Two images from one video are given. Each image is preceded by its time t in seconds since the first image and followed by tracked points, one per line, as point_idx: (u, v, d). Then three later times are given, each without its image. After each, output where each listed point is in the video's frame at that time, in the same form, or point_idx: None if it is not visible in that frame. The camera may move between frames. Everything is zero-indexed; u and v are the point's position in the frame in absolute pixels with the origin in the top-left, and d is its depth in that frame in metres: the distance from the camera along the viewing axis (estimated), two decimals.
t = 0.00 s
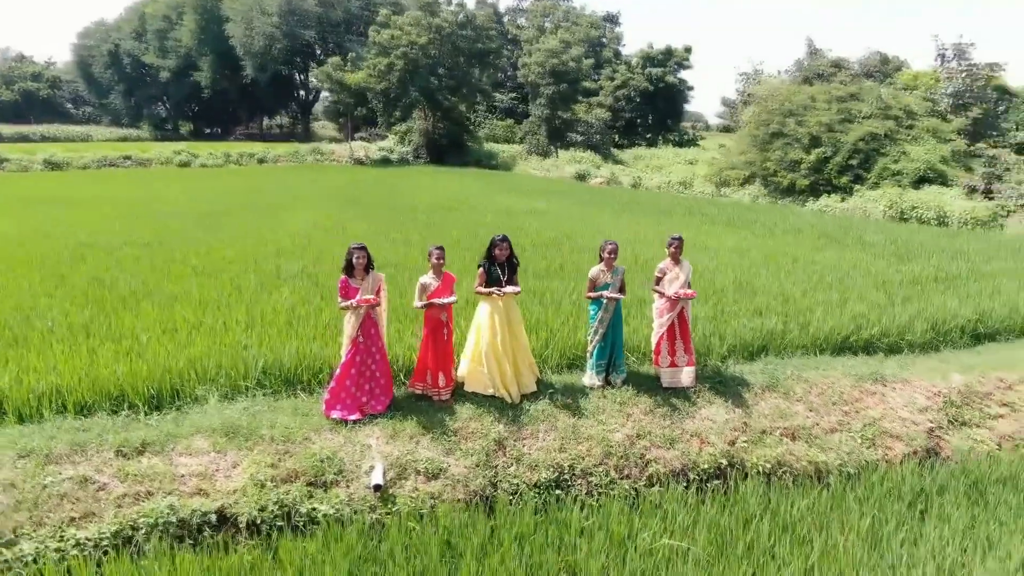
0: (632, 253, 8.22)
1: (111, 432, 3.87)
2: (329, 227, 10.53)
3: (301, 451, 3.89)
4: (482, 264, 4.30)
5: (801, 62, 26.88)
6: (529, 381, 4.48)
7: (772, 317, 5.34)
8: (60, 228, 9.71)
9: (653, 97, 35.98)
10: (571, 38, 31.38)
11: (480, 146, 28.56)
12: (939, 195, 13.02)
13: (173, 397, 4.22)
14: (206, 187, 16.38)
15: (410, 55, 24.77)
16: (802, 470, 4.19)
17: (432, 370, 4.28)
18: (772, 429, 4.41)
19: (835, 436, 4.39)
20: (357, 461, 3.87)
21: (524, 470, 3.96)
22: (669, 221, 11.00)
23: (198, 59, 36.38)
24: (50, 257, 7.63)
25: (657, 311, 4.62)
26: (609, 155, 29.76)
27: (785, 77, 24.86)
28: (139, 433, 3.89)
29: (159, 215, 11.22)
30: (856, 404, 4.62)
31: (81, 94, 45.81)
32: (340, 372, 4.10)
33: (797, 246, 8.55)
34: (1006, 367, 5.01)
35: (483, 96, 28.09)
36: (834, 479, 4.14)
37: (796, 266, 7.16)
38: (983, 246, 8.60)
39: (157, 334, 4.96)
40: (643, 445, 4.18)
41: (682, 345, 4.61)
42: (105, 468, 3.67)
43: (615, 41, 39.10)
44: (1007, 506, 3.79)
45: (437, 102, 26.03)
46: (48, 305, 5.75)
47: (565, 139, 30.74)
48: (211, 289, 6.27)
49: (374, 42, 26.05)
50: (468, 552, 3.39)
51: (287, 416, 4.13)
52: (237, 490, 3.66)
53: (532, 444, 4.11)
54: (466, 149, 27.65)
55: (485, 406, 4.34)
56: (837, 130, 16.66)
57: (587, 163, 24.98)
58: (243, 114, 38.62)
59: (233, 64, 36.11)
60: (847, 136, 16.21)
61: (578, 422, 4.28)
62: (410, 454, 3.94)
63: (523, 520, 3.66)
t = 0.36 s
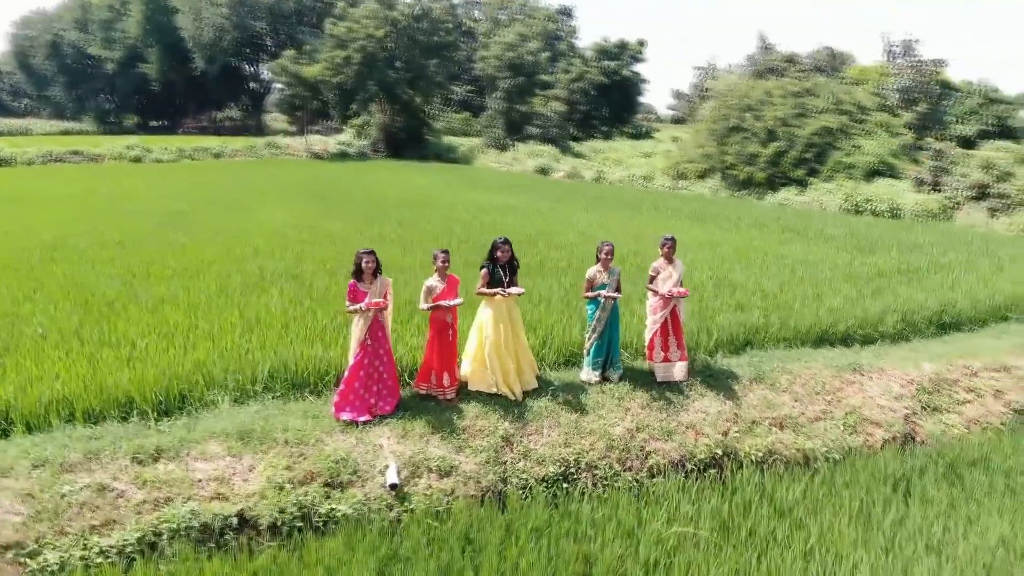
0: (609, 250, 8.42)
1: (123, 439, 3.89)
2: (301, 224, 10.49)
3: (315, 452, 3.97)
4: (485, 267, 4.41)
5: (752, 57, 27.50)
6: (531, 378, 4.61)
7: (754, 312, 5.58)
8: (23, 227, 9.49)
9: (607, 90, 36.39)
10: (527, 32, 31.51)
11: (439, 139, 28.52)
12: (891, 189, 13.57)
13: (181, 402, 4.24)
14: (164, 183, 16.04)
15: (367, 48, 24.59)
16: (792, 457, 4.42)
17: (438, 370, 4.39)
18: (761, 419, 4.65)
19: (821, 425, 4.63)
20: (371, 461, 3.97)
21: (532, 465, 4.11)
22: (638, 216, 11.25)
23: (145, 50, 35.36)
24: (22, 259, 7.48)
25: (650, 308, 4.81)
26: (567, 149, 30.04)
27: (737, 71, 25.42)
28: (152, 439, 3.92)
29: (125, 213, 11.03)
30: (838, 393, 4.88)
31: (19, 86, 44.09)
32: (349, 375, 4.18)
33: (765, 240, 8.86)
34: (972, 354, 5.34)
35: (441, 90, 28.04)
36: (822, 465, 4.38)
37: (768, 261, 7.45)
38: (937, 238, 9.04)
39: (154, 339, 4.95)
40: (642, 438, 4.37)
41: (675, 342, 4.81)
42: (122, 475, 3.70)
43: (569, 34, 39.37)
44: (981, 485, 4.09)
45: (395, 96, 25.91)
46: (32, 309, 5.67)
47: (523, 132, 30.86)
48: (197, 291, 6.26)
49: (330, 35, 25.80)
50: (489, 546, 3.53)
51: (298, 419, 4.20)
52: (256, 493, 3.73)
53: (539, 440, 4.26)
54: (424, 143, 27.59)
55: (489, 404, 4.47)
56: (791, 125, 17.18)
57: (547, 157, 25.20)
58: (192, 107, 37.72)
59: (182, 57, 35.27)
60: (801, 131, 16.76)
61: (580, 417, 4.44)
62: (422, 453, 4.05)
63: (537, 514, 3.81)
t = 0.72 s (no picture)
0: (585, 245, 8.60)
1: (138, 445, 3.91)
2: (273, 222, 10.45)
3: (330, 452, 4.05)
4: (488, 269, 4.55)
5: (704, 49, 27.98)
6: (532, 374, 4.76)
7: (736, 307, 5.81)
8: None
9: (561, 82, 36.62)
10: (483, 24, 31.52)
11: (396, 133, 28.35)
12: (845, 182, 14.07)
13: (191, 406, 4.27)
14: (119, 179, 15.68)
15: (324, 41, 24.34)
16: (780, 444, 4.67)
17: (443, 369, 4.50)
18: (750, 409, 4.88)
19: (805, 413, 4.89)
20: (384, 459, 4.07)
21: (539, 459, 4.27)
22: (606, 211, 11.46)
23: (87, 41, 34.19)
24: None
25: (642, 305, 4.99)
26: (524, 141, 30.18)
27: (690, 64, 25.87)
28: (167, 444, 3.96)
29: (88, 211, 10.83)
30: (820, 382, 5.14)
31: None
32: (360, 376, 4.27)
33: (733, 234, 9.14)
34: (939, 342, 5.67)
35: (398, 82, 27.87)
36: (809, 451, 4.64)
37: (740, 255, 7.72)
38: (894, 230, 9.46)
39: (153, 343, 4.96)
40: (641, 430, 4.56)
41: (666, 336, 5.00)
42: (140, 480, 3.73)
43: (523, 26, 39.47)
44: (955, 465, 4.40)
45: (352, 88, 25.70)
46: (19, 316, 5.61)
47: (481, 125, 30.88)
48: (185, 294, 6.25)
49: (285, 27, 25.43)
50: (506, 538, 3.68)
51: (308, 420, 4.27)
52: (274, 494, 3.80)
53: (543, 434, 4.42)
54: (382, 137, 27.39)
55: (492, 400, 4.60)
56: (748, 118, 17.62)
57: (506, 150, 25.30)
58: (138, 99, 36.63)
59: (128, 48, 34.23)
60: (758, 124, 17.22)
61: (581, 411, 4.61)
62: (433, 451, 4.17)
63: (548, 506, 3.97)
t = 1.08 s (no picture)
0: (560, 239, 8.79)
1: (157, 450, 3.97)
2: (244, 220, 10.39)
3: (346, 451, 4.16)
4: (490, 270, 4.70)
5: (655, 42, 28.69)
6: (534, 369, 4.93)
7: (718, 301, 6.07)
8: None
9: (513, 74, 36.75)
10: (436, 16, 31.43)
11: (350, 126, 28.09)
12: (798, 174, 14.60)
13: (206, 410, 4.32)
14: (70, 176, 15.25)
15: (275, 33, 24.01)
16: (767, 430, 4.95)
17: (450, 367, 4.65)
18: (738, 398, 5.15)
19: (789, 400, 5.18)
20: (399, 456, 4.20)
21: (546, 451, 4.46)
22: (574, 205, 11.69)
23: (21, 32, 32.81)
24: None
25: (633, 300, 5.19)
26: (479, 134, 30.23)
27: (643, 58, 26.26)
28: (187, 449, 4.02)
29: (48, 211, 10.59)
30: (800, 370, 5.44)
31: None
32: (372, 376, 4.38)
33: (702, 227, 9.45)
34: (905, 330, 6.04)
35: (351, 75, 27.60)
36: (795, 435, 4.93)
37: (713, 248, 8.01)
38: (851, 222, 9.91)
39: (155, 348, 4.98)
40: (638, 421, 4.79)
41: (656, 330, 5.22)
42: (164, 485, 3.79)
43: (474, 18, 39.46)
44: (928, 445, 4.74)
45: (305, 82, 25.43)
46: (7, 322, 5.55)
47: (435, 118, 30.82)
48: (175, 297, 6.25)
49: (234, 19, 24.97)
50: (525, 528, 3.86)
51: (322, 420, 4.37)
52: (297, 493, 3.90)
53: (549, 428, 4.61)
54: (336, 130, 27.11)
55: (497, 396, 4.76)
56: (703, 112, 18.07)
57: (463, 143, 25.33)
58: (76, 92, 35.33)
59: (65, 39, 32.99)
60: (713, 117, 17.70)
61: (582, 404, 4.82)
62: (445, 447, 4.32)
63: (560, 496, 4.16)
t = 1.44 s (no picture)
0: (535, 236, 9.00)
1: (179, 456, 4.04)
2: (212, 220, 10.31)
3: (363, 450, 4.30)
4: (491, 271, 4.87)
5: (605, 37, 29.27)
6: (534, 366, 5.13)
7: (698, 296, 6.36)
8: None
9: (463, 68, 36.83)
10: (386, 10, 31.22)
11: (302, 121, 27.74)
12: (752, 169, 15.11)
13: (222, 415, 4.40)
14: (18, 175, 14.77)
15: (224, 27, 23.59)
16: (753, 418, 5.26)
17: (456, 366, 4.81)
18: (724, 388, 5.45)
19: (771, 388, 5.50)
20: (414, 453, 4.36)
21: (552, 444, 4.67)
22: (541, 201, 11.91)
23: None
24: None
25: (624, 297, 5.42)
26: (431, 128, 30.23)
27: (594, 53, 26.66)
28: (208, 452, 4.10)
29: (4, 212, 10.31)
30: (779, 360, 5.77)
31: None
32: (383, 377, 4.52)
33: (669, 223, 9.78)
34: (872, 320, 6.43)
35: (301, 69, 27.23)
36: (778, 421, 5.25)
37: (684, 243, 8.33)
38: (809, 215, 10.38)
39: (159, 354, 5.00)
40: (634, 412, 5.04)
41: (647, 325, 5.46)
42: (190, 489, 3.87)
43: (422, 11, 39.34)
44: (901, 427, 5.12)
45: (254, 76, 25.07)
46: None
47: (386, 112, 30.68)
48: (163, 302, 6.24)
49: (180, 11, 24.39)
50: (541, 518, 4.06)
51: (336, 421, 4.50)
52: (320, 492, 4.03)
53: (552, 421, 4.82)
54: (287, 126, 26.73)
55: (500, 392, 4.95)
56: (657, 107, 18.50)
57: (418, 139, 25.32)
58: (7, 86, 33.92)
59: None
60: (666, 113, 18.17)
61: (581, 397, 5.04)
62: (457, 443, 4.49)
63: (569, 486, 4.37)
